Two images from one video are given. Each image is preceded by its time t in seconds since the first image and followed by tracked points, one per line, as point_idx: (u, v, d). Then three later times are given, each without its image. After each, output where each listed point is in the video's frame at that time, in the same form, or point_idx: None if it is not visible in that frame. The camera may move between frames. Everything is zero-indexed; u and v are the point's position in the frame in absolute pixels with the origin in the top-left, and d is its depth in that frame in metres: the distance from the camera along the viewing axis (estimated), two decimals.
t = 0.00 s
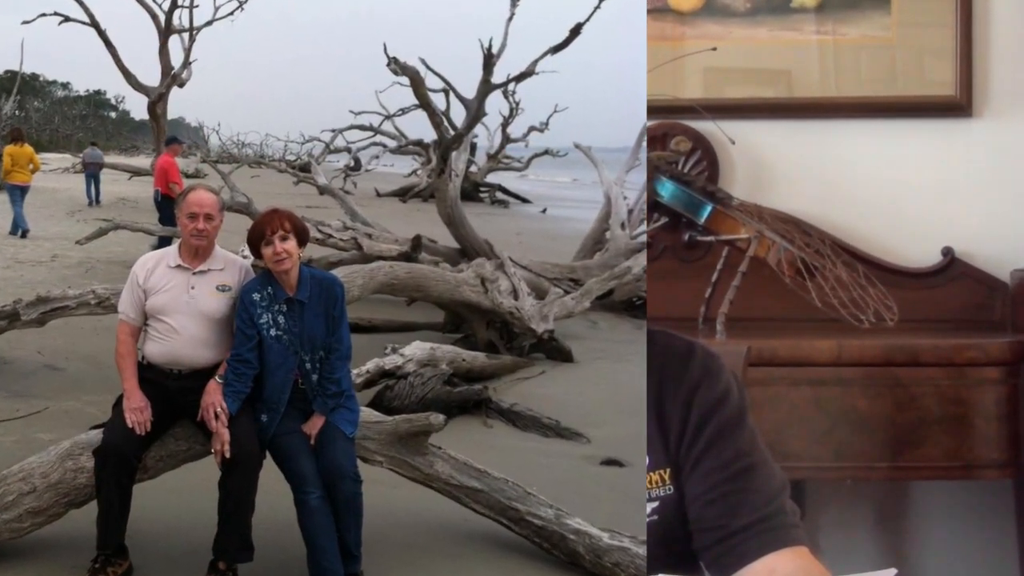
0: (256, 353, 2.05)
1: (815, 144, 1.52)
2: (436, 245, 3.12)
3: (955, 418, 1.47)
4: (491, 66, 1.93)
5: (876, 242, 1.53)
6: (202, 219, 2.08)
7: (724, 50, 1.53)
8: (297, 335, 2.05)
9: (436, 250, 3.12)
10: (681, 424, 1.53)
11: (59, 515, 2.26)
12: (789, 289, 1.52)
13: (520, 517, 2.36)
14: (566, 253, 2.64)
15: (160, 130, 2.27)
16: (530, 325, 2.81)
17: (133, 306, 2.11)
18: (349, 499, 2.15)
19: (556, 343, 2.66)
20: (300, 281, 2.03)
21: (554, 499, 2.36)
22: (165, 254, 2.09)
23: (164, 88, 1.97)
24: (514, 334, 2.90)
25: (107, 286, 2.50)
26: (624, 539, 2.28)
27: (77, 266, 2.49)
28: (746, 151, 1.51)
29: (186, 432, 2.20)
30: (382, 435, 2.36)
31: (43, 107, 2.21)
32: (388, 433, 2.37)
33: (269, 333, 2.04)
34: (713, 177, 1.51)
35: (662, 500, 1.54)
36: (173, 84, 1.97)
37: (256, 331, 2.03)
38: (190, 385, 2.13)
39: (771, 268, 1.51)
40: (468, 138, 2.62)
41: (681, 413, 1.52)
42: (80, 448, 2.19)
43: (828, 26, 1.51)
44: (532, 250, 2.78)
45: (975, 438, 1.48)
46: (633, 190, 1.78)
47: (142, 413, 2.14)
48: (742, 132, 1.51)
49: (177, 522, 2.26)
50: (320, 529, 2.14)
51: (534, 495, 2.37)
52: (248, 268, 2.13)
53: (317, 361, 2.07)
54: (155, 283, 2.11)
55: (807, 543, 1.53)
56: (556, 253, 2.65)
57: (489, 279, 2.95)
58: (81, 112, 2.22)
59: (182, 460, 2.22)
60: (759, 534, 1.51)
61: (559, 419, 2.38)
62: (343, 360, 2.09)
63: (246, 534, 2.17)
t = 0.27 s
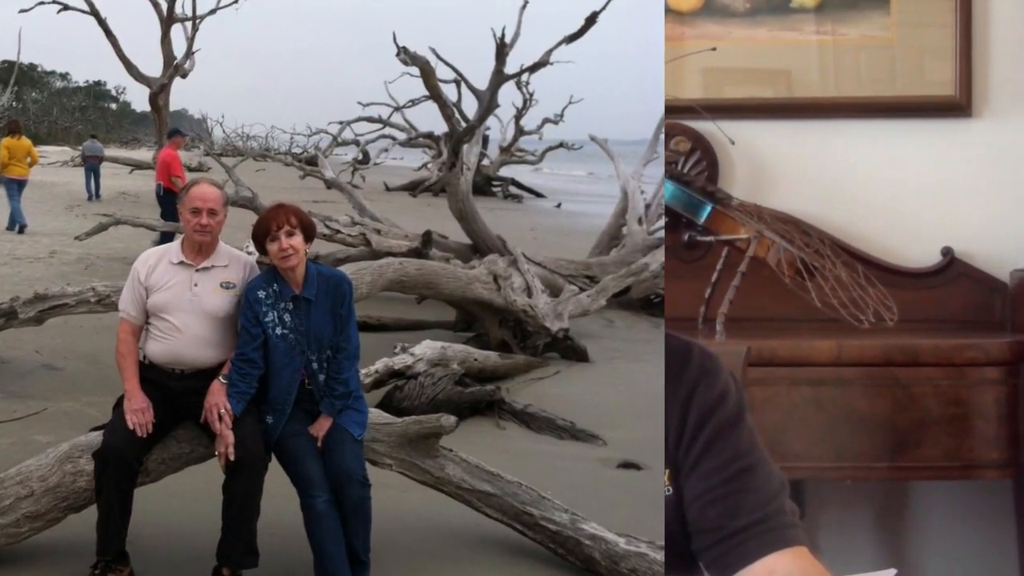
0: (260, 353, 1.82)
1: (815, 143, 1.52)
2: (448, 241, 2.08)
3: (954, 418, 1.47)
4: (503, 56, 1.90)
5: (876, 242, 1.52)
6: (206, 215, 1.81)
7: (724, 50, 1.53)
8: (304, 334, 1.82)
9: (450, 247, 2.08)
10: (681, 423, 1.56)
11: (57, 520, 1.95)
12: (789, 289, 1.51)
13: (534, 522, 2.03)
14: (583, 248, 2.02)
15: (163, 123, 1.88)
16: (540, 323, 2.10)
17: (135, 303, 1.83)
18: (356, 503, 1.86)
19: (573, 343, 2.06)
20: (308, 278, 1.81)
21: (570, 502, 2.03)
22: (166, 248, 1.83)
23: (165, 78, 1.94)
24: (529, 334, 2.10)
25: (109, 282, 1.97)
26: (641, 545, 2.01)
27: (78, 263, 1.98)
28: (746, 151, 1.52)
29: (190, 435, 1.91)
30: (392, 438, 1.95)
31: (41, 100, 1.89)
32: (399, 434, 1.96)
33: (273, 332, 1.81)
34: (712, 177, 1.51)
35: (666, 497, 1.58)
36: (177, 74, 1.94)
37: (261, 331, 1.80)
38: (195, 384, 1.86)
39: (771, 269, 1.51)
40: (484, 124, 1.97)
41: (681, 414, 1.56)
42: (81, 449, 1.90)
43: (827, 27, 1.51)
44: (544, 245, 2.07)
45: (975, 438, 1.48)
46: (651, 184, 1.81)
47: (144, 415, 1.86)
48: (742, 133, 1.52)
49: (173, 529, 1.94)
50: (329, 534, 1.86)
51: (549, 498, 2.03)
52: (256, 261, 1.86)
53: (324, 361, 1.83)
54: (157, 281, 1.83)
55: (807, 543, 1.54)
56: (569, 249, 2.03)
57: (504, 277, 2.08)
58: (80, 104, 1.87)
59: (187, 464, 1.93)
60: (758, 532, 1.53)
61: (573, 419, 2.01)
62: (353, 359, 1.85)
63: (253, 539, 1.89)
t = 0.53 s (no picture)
0: (265, 352, 1.74)
1: (815, 143, 1.51)
2: (459, 237, 2.12)
3: (954, 418, 1.48)
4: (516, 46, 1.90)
5: (875, 242, 1.52)
6: (209, 210, 1.75)
7: (724, 51, 1.53)
8: (309, 332, 1.73)
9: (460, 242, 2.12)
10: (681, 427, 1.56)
11: (57, 525, 1.90)
12: (789, 289, 1.51)
13: (547, 527, 1.94)
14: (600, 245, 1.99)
15: (165, 114, 1.87)
16: (556, 322, 2.17)
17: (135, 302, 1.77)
18: (366, 508, 1.80)
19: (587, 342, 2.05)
20: (314, 275, 1.73)
21: (585, 507, 1.95)
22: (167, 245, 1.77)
23: (169, 69, 1.95)
24: (542, 334, 2.20)
25: (108, 280, 1.96)
26: (659, 550, 1.91)
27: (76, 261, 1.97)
28: (746, 152, 1.52)
29: (191, 436, 1.85)
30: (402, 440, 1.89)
31: (38, 90, 1.84)
32: (409, 437, 1.90)
33: (277, 330, 1.73)
34: (712, 178, 1.51)
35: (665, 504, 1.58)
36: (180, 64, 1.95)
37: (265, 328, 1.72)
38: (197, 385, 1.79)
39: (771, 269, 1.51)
40: (495, 114, 1.93)
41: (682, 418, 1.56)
42: (81, 450, 1.85)
43: (826, 27, 1.52)
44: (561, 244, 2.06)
45: (975, 439, 1.49)
46: (669, 178, 1.76)
47: (145, 416, 1.79)
48: (742, 133, 1.52)
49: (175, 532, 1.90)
50: (335, 538, 1.79)
51: (563, 502, 1.94)
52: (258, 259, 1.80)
53: (330, 360, 1.75)
54: (160, 277, 1.77)
55: (808, 544, 1.55)
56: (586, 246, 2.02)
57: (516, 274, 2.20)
58: (80, 96, 1.84)
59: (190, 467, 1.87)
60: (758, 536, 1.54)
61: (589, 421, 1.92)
62: (360, 358, 1.77)
63: (258, 544, 1.82)
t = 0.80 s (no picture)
0: (271, 351, 1.70)
1: (816, 143, 1.51)
2: (469, 232, 2.23)
3: (953, 418, 1.48)
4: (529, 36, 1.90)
5: (874, 242, 1.52)
6: (212, 204, 1.71)
7: (725, 51, 1.53)
8: (315, 331, 1.68)
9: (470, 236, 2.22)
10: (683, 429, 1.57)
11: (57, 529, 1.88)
12: (789, 289, 1.51)
13: (560, 532, 1.95)
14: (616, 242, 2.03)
15: (167, 106, 1.85)
16: (570, 322, 2.11)
17: (136, 299, 1.72)
18: (373, 513, 1.78)
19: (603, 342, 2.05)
20: (320, 272, 1.67)
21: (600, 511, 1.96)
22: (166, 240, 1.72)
23: (172, 59, 1.95)
24: (555, 332, 2.12)
25: (108, 277, 1.93)
26: (676, 555, 1.92)
27: (75, 257, 1.94)
28: (746, 152, 1.52)
29: (195, 438, 1.83)
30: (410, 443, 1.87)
31: (36, 82, 1.84)
32: (417, 439, 1.88)
33: (283, 329, 1.68)
34: (711, 178, 1.51)
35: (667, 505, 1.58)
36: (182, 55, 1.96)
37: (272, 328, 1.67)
38: (199, 386, 1.76)
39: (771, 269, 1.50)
40: (507, 108, 1.97)
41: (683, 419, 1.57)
42: (79, 454, 1.83)
43: (826, 27, 1.51)
44: (575, 238, 2.08)
45: (974, 439, 1.49)
46: (685, 172, 1.77)
47: (146, 418, 1.76)
48: (742, 133, 1.52)
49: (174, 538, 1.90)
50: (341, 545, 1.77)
51: (577, 506, 1.95)
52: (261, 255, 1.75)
53: (337, 360, 1.70)
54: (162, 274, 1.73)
55: (807, 543, 1.55)
56: (600, 243, 2.03)
57: (529, 271, 2.18)
58: (79, 87, 1.85)
59: (191, 469, 1.84)
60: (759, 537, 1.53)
61: (603, 422, 1.94)
62: (367, 358, 1.70)
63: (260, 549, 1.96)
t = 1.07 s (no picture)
0: (275, 352, 1.57)
1: (816, 143, 1.51)
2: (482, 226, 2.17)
3: (954, 419, 1.48)
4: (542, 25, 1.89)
5: (875, 243, 1.52)
6: (216, 200, 1.58)
7: (725, 52, 1.52)
8: (322, 330, 1.56)
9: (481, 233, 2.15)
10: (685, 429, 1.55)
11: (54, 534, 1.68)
12: (789, 289, 1.50)
13: (574, 537, 1.77)
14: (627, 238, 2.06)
15: (169, 99, 1.89)
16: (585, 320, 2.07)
17: (137, 295, 1.59)
18: (384, 517, 1.59)
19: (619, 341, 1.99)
20: (327, 270, 1.55)
21: (614, 515, 1.79)
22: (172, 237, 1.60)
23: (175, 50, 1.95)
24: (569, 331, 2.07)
25: (108, 274, 1.87)
26: (693, 561, 1.77)
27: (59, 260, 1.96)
28: (745, 152, 1.52)
29: (199, 440, 1.67)
30: (420, 444, 1.70)
31: (33, 73, 1.87)
32: (427, 440, 1.71)
33: (288, 328, 1.56)
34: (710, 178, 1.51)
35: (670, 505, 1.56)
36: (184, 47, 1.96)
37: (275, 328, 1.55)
38: (204, 386, 1.62)
39: (770, 270, 1.51)
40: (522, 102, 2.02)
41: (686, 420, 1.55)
42: (78, 456, 1.65)
43: (826, 28, 1.50)
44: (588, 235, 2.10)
45: (974, 440, 1.49)
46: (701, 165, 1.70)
47: (148, 419, 1.60)
48: (742, 133, 1.51)
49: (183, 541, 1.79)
50: (349, 552, 1.58)
51: (590, 511, 1.78)
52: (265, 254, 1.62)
53: (345, 360, 1.58)
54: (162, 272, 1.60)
55: (807, 544, 1.54)
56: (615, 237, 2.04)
57: (542, 268, 2.13)
58: (78, 79, 1.89)
59: (194, 472, 1.68)
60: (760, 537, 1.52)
61: (619, 424, 1.87)
62: (377, 357, 1.59)
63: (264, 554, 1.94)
